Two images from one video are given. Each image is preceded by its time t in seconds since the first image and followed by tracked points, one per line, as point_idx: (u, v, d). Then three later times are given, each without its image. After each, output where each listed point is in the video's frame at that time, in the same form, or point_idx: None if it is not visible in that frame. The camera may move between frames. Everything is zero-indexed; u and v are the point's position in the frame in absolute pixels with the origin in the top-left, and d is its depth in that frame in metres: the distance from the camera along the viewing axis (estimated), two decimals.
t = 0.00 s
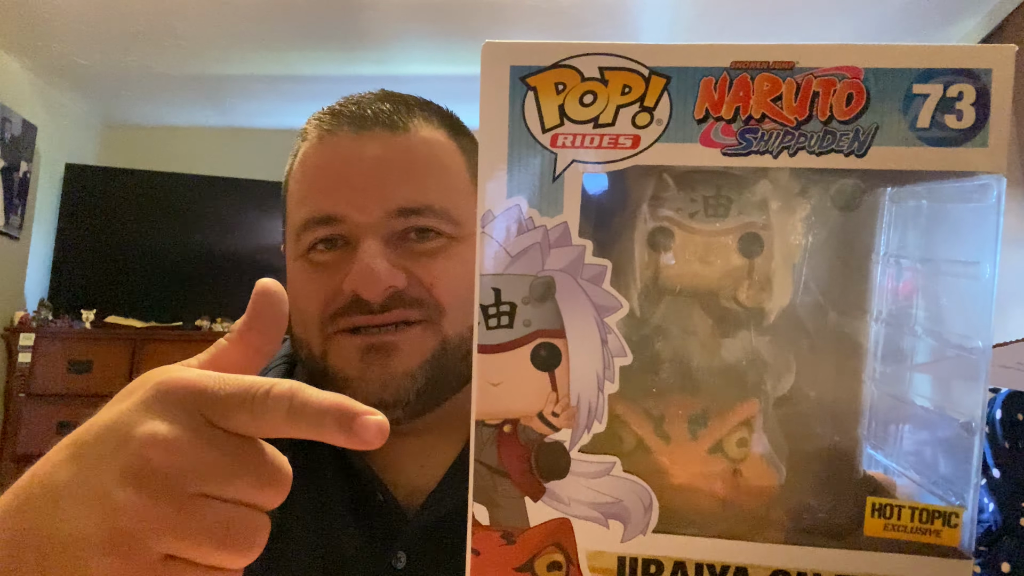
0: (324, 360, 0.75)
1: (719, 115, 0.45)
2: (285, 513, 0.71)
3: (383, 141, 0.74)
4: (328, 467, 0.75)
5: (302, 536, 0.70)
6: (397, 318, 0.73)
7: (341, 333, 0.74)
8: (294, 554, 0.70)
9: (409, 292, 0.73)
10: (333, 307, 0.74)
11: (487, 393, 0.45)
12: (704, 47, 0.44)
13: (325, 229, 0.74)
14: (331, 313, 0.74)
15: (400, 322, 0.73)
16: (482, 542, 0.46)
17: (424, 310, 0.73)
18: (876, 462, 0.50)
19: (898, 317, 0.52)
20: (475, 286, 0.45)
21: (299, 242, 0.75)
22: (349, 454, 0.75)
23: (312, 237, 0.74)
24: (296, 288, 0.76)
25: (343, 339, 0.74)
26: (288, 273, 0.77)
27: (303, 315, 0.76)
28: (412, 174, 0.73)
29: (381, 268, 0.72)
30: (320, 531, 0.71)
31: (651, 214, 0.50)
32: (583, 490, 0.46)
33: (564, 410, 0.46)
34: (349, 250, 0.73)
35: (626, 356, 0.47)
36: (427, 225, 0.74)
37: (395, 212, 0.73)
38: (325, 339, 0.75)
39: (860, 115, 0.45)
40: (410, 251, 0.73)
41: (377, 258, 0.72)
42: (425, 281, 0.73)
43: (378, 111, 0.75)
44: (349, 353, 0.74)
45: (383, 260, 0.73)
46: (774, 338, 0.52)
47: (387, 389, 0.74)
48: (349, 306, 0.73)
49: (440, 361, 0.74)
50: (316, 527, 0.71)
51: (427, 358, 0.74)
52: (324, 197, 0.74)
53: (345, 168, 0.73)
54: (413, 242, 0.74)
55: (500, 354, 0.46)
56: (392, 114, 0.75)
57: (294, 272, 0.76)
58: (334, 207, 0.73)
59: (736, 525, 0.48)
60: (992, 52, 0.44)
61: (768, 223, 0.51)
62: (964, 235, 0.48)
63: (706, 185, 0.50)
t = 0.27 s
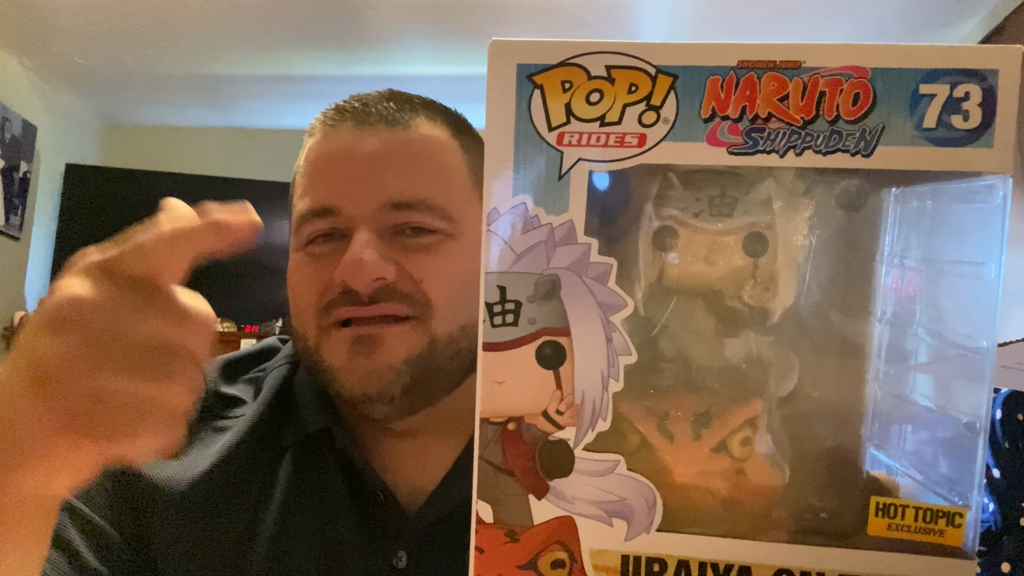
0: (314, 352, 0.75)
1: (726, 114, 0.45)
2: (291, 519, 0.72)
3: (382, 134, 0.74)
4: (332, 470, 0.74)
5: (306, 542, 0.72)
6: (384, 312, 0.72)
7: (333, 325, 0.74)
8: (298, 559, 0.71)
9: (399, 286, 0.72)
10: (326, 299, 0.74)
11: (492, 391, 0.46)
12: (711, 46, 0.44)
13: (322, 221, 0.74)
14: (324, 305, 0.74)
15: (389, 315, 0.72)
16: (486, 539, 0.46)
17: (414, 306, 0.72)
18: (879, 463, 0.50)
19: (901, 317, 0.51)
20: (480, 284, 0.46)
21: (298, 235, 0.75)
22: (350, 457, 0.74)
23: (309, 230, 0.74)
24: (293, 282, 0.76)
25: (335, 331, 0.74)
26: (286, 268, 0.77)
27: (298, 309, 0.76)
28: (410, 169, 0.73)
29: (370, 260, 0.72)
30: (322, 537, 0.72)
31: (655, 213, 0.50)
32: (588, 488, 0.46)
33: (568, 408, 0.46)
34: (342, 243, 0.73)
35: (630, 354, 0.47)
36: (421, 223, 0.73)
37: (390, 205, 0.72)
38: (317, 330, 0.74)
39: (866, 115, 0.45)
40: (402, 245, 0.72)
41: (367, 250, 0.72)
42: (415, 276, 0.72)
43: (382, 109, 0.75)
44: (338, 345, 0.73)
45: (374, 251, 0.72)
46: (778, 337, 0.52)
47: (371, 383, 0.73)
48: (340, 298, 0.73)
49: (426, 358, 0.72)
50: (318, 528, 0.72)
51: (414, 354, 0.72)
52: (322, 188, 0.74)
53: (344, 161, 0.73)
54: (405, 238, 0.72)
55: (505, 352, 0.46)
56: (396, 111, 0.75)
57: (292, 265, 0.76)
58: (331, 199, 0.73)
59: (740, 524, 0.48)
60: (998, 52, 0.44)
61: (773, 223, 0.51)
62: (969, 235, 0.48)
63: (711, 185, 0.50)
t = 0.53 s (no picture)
0: (330, 342, 0.74)
1: (724, 113, 0.45)
2: (289, 514, 0.71)
3: (397, 128, 0.74)
4: (331, 469, 0.74)
5: (305, 537, 0.69)
6: (407, 299, 0.71)
7: (348, 313, 0.73)
8: (296, 555, 0.68)
9: (417, 274, 0.71)
10: (343, 286, 0.72)
11: (493, 387, 0.46)
12: (709, 46, 0.45)
13: (337, 212, 0.73)
14: (341, 292, 0.73)
15: (407, 302, 0.71)
16: (487, 536, 0.46)
17: (431, 294, 0.72)
18: (878, 462, 0.50)
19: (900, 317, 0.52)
20: (481, 282, 0.46)
21: (310, 226, 0.75)
22: (350, 459, 0.75)
23: (324, 220, 0.74)
24: (306, 271, 0.75)
25: (349, 319, 0.73)
26: (299, 258, 0.77)
27: (313, 298, 0.75)
28: (424, 163, 0.73)
29: (390, 245, 0.71)
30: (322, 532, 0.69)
31: (654, 212, 0.50)
32: (588, 485, 0.46)
33: (569, 404, 0.46)
34: (360, 232, 0.73)
35: (630, 351, 0.47)
36: (436, 213, 0.73)
37: (406, 195, 0.72)
38: (333, 320, 0.73)
39: (863, 114, 0.45)
40: (413, 237, 0.72)
41: (387, 236, 0.71)
42: (433, 264, 0.72)
43: (395, 104, 0.76)
44: (356, 333, 0.72)
45: (393, 239, 0.71)
46: (777, 335, 0.52)
47: (392, 369, 0.72)
48: (357, 285, 0.72)
49: (443, 347, 0.72)
50: (318, 528, 0.70)
51: (432, 342, 0.72)
52: (337, 179, 0.73)
53: (359, 153, 0.73)
54: (420, 229, 0.73)
55: (506, 349, 0.46)
56: (408, 107, 0.75)
57: (305, 256, 0.75)
58: (347, 190, 0.73)
59: (739, 521, 0.48)
60: (994, 51, 0.44)
61: (772, 221, 0.51)
62: (965, 235, 0.48)
63: (710, 183, 0.50)
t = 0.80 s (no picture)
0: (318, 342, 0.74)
1: (729, 112, 0.45)
2: (289, 513, 0.71)
3: (385, 128, 0.73)
4: (331, 469, 0.74)
5: (305, 536, 0.69)
6: (392, 299, 0.71)
7: (336, 314, 0.72)
8: (295, 554, 0.68)
9: (402, 274, 0.71)
10: (329, 287, 0.72)
11: (496, 385, 0.46)
12: (714, 45, 0.45)
13: (326, 212, 0.73)
14: (327, 293, 0.72)
15: (392, 302, 0.71)
16: (489, 535, 0.46)
17: (417, 295, 0.71)
18: (880, 462, 0.51)
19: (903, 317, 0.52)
20: (484, 280, 0.46)
21: (301, 227, 0.75)
22: (350, 458, 0.75)
23: (314, 220, 0.74)
24: (296, 272, 0.75)
25: (336, 320, 0.72)
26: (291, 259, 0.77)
27: (300, 299, 0.75)
28: (414, 163, 0.73)
29: (373, 244, 0.69)
30: (322, 531, 0.69)
31: (657, 211, 0.51)
32: (591, 483, 0.46)
33: (572, 403, 0.46)
34: (347, 233, 0.73)
35: (634, 350, 0.47)
36: (423, 212, 0.73)
37: (392, 195, 0.72)
38: (322, 320, 0.73)
39: (868, 113, 0.45)
40: (414, 236, 0.72)
41: (371, 236, 0.70)
42: (419, 265, 0.71)
43: (384, 105, 0.76)
44: (342, 334, 0.72)
45: (377, 238, 0.70)
46: (779, 334, 0.52)
47: (377, 371, 0.71)
48: (342, 286, 0.71)
49: (430, 347, 0.71)
50: (318, 527, 0.70)
51: (418, 342, 0.71)
52: (326, 179, 0.73)
53: (346, 154, 0.73)
54: (410, 228, 0.73)
55: (509, 347, 0.46)
56: (396, 107, 0.75)
57: (296, 256, 0.75)
58: (334, 190, 0.73)
59: (742, 520, 0.48)
60: (999, 51, 0.44)
61: (775, 221, 0.52)
62: (966, 235, 0.48)
63: (714, 183, 0.50)
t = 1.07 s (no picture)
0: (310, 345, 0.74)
1: (729, 113, 0.45)
2: (289, 511, 0.71)
3: (375, 129, 0.73)
4: (329, 467, 0.74)
5: (304, 534, 0.69)
6: (379, 302, 0.70)
7: (325, 317, 0.72)
8: (295, 552, 0.68)
9: (389, 277, 0.70)
10: (318, 291, 0.72)
11: (495, 387, 0.46)
12: (715, 44, 0.44)
13: (315, 216, 0.73)
14: (317, 297, 0.72)
15: (379, 306, 0.70)
16: (488, 536, 0.46)
17: (406, 299, 0.71)
18: (880, 463, 0.50)
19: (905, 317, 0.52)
20: (483, 281, 0.46)
21: (292, 231, 0.75)
22: (349, 456, 0.74)
23: (304, 223, 0.74)
24: (287, 276, 0.75)
25: (326, 323, 0.72)
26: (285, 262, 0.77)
27: (293, 302, 0.75)
28: (410, 164, 0.73)
29: (358, 247, 0.69)
30: (322, 530, 0.69)
31: (657, 211, 0.50)
32: (590, 485, 0.46)
33: (571, 405, 0.46)
34: (336, 236, 0.72)
35: (633, 351, 0.47)
36: (414, 215, 0.73)
37: (379, 197, 0.72)
38: (313, 325, 0.73)
39: (869, 114, 0.45)
40: (413, 236, 0.72)
41: (357, 239, 0.70)
42: (407, 267, 0.71)
43: (373, 105, 0.75)
44: (331, 339, 0.72)
45: (363, 241, 0.70)
46: (781, 335, 0.52)
47: (365, 379, 0.71)
48: (330, 289, 0.71)
49: (417, 353, 0.71)
50: (316, 526, 0.70)
51: (414, 345, 0.71)
52: (316, 182, 0.73)
53: (335, 156, 0.73)
54: (398, 230, 0.72)
55: (508, 349, 0.46)
56: (386, 108, 0.75)
57: (288, 261, 0.75)
58: (323, 193, 0.72)
59: (742, 522, 0.48)
60: (1000, 51, 0.44)
61: (775, 222, 0.51)
62: (968, 235, 0.48)
63: (714, 183, 0.50)
